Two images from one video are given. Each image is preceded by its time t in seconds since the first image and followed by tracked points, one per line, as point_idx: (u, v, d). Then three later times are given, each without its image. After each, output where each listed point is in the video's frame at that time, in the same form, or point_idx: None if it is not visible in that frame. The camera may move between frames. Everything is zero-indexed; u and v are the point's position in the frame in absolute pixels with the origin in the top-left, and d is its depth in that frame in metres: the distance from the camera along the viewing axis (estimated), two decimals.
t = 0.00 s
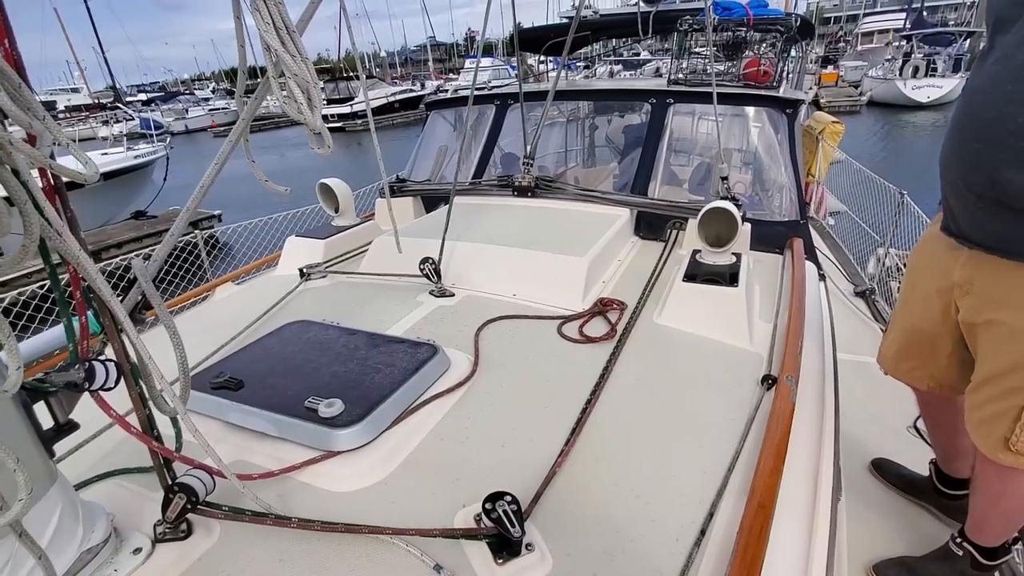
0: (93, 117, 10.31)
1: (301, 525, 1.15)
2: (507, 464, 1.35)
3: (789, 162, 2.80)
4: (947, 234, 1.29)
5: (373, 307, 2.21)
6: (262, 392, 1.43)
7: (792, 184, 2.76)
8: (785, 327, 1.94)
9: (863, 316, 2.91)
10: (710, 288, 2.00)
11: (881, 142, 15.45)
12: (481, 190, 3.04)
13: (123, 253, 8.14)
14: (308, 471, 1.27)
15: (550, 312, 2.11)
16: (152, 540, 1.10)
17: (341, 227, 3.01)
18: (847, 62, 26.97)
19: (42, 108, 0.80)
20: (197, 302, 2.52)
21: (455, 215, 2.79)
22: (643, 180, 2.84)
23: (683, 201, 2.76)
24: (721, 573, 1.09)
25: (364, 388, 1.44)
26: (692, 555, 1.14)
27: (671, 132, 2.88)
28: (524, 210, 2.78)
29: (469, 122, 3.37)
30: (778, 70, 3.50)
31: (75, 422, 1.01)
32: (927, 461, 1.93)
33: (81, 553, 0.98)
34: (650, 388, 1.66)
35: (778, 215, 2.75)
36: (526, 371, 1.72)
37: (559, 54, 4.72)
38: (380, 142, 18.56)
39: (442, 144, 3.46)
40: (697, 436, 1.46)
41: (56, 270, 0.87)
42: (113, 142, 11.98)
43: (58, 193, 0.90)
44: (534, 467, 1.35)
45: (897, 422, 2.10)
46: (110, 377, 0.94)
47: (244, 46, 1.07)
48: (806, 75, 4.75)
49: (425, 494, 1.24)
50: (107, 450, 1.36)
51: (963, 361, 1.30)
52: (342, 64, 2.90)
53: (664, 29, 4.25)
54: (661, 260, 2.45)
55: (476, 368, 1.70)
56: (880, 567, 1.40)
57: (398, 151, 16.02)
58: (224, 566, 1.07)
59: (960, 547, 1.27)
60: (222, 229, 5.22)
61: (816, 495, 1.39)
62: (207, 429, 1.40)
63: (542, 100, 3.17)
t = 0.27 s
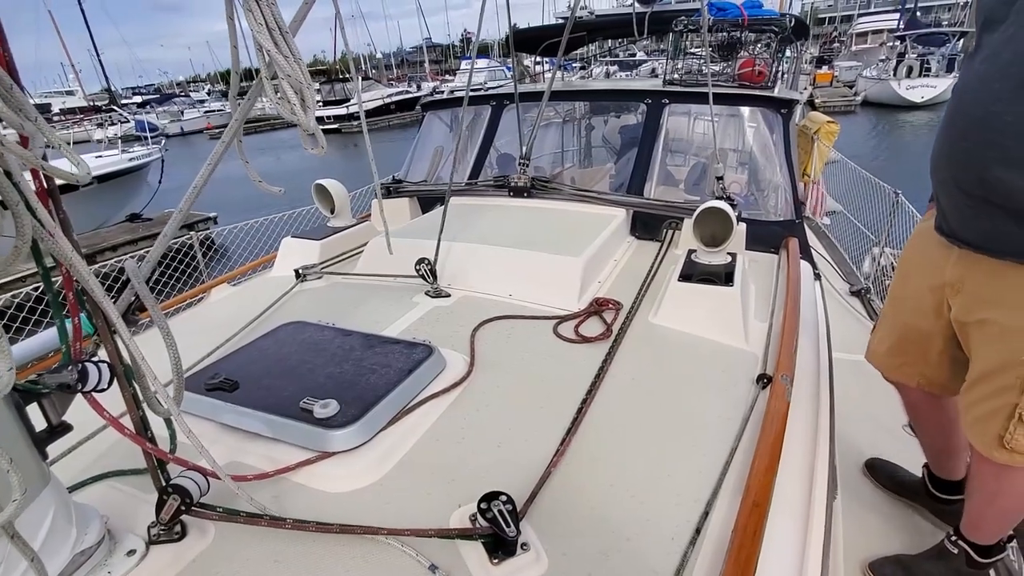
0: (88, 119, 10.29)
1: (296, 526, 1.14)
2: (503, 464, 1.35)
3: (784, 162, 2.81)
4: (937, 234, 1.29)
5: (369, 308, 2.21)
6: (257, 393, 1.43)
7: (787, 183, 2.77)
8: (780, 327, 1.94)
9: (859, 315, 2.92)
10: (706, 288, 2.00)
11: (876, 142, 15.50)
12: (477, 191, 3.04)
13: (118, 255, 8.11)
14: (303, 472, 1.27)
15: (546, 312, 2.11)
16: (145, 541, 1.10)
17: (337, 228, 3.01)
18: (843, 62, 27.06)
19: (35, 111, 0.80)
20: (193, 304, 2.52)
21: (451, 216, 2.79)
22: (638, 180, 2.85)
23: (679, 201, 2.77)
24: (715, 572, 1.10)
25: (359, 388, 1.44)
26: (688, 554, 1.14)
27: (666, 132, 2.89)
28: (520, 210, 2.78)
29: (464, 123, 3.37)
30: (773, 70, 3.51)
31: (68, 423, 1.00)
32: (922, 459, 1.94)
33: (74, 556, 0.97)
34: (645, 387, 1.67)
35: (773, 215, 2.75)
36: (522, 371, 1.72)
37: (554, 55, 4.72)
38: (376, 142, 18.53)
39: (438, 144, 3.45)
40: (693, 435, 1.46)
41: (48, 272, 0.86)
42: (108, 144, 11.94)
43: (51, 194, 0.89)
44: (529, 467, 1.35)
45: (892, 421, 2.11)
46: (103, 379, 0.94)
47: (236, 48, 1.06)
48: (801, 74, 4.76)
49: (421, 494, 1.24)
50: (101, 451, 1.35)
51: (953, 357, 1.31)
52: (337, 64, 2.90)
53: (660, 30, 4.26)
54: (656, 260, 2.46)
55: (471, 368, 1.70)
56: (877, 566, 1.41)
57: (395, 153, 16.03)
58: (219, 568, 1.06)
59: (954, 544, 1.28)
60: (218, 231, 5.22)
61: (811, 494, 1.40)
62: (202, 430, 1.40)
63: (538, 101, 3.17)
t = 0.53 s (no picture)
0: (84, 122, 10.27)
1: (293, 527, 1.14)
2: (500, 463, 1.35)
3: (781, 161, 2.81)
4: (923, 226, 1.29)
5: (366, 308, 2.20)
6: (254, 394, 1.42)
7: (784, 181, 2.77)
8: (778, 324, 1.94)
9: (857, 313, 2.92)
10: (704, 287, 2.00)
11: (873, 140, 15.53)
12: (474, 191, 3.04)
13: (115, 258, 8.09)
14: (300, 473, 1.27)
15: (544, 312, 2.11)
16: (141, 544, 1.09)
17: (334, 229, 3.00)
18: (839, 60, 27.10)
19: (26, 112, 0.80)
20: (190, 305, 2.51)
21: (448, 216, 2.79)
22: (636, 179, 2.85)
23: (676, 199, 2.76)
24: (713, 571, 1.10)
25: (356, 389, 1.43)
26: (687, 552, 1.14)
27: (663, 131, 2.88)
28: (517, 210, 2.77)
29: (461, 123, 3.36)
30: (769, 68, 3.51)
31: (63, 427, 1.00)
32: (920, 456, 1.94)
33: (70, 559, 0.97)
34: (642, 386, 1.67)
35: (771, 213, 2.75)
36: (520, 371, 1.72)
37: (551, 55, 4.72)
38: (373, 143, 18.51)
39: (435, 144, 3.45)
40: (691, 434, 1.46)
41: (41, 274, 0.86)
42: (104, 147, 11.91)
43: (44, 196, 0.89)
44: (526, 467, 1.35)
45: (890, 418, 2.11)
46: (97, 382, 0.93)
47: (230, 48, 1.06)
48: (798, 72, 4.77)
49: (418, 495, 1.24)
50: (98, 454, 1.35)
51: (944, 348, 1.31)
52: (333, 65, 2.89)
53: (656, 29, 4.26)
54: (654, 258, 2.46)
55: (469, 368, 1.69)
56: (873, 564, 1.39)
57: (392, 153, 16.02)
58: (216, 570, 1.06)
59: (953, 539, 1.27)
60: (215, 233, 5.21)
61: (809, 492, 1.39)
62: (199, 432, 1.39)
63: (534, 100, 3.17)
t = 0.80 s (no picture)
0: (80, 121, 10.24)
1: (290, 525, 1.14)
2: (497, 462, 1.35)
3: (780, 161, 2.81)
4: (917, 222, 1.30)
5: (363, 307, 2.20)
6: (251, 392, 1.42)
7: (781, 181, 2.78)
8: (774, 324, 1.95)
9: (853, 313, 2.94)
10: (700, 286, 2.00)
11: (870, 140, 15.56)
12: (472, 190, 3.04)
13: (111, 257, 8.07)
14: (297, 471, 1.27)
15: (541, 311, 2.12)
16: (138, 542, 1.09)
17: (332, 228, 3.00)
18: (837, 60, 27.14)
19: (23, 109, 0.80)
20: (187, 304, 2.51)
21: (446, 215, 2.79)
22: (633, 179, 2.85)
23: (674, 199, 2.77)
24: (708, 568, 1.10)
25: (353, 387, 1.44)
26: (682, 549, 1.14)
27: (660, 131, 2.89)
28: (515, 209, 2.78)
29: (459, 122, 3.37)
30: (766, 68, 3.52)
31: (59, 424, 1.00)
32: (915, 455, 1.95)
33: (66, 557, 0.97)
34: (639, 385, 1.67)
35: (767, 213, 2.76)
36: (517, 369, 1.73)
37: (549, 55, 4.73)
38: (371, 142, 18.49)
39: (433, 144, 3.45)
40: (687, 433, 1.47)
41: (38, 271, 0.86)
42: (101, 146, 11.88)
43: (41, 194, 0.89)
44: (523, 465, 1.35)
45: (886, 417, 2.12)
46: (94, 380, 0.94)
47: (228, 47, 1.06)
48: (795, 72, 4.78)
49: (415, 493, 1.24)
50: (95, 452, 1.35)
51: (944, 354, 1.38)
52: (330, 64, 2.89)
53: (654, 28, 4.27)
54: (651, 257, 2.46)
55: (466, 367, 1.70)
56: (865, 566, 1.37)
57: (390, 153, 16.01)
58: (212, 568, 1.06)
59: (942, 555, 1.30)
60: (213, 232, 5.19)
61: (804, 491, 1.40)
62: (196, 430, 1.39)
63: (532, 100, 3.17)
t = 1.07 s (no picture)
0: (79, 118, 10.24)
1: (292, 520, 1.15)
2: (498, 457, 1.36)
3: (778, 160, 2.84)
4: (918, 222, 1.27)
5: (364, 304, 2.21)
6: (253, 388, 1.43)
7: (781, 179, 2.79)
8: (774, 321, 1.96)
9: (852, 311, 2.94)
10: (699, 283, 2.01)
11: (870, 139, 15.56)
12: (472, 188, 3.04)
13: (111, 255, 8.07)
14: (299, 466, 1.28)
15: (542, 308, 2.12)
16: (141, 535, 1.10)
17: (333, 225, 3.01)
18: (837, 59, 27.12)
19: (27, 104, 0.80)
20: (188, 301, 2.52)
21: (446, 213, 2.79)
22: (633, 177, 2.85)
23: (674, 196, 2.77)
24: (707, 562, 1.11)
25: (354, 383, 1.44)
26: (682, 543, 1.15)
27: (661, 129, 2.89)
28: (515, 207, 2.78)
29: (459, 120, 3.37)
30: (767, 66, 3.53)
31: (62, 418, 1.00)
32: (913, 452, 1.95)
33: (69, 550, 0.98)
34: (639, 381, 1.68)
35: (767, 211, 2.77)
36: (517, 366, 1.73)
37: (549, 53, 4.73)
38: (370, 140, 18.49)
39: (434, 141, 3.46)
40: (687, 428, 1.48)
41: (41, 265, 0.86)
42: (100, 144, 11.88)
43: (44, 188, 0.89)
44: (523, 460, 1.36)
45: (885, 414, 2.13)
46: (97, 373, 0.94)
47: (229, 43, 1.07)
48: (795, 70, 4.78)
49: (416, 487, 1.25)
50: (97, 447, 1.35)
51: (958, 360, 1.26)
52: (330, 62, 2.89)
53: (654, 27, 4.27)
54: (651, 255, 2.47)
55: (466, 363, 1.70)
56: None
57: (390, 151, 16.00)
58: (215, 561, 1.07)
59: None
60: (213, 229, 5.20)
61: (803, 486, 1.41)
62: (198, 425, 1.40)
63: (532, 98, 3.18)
